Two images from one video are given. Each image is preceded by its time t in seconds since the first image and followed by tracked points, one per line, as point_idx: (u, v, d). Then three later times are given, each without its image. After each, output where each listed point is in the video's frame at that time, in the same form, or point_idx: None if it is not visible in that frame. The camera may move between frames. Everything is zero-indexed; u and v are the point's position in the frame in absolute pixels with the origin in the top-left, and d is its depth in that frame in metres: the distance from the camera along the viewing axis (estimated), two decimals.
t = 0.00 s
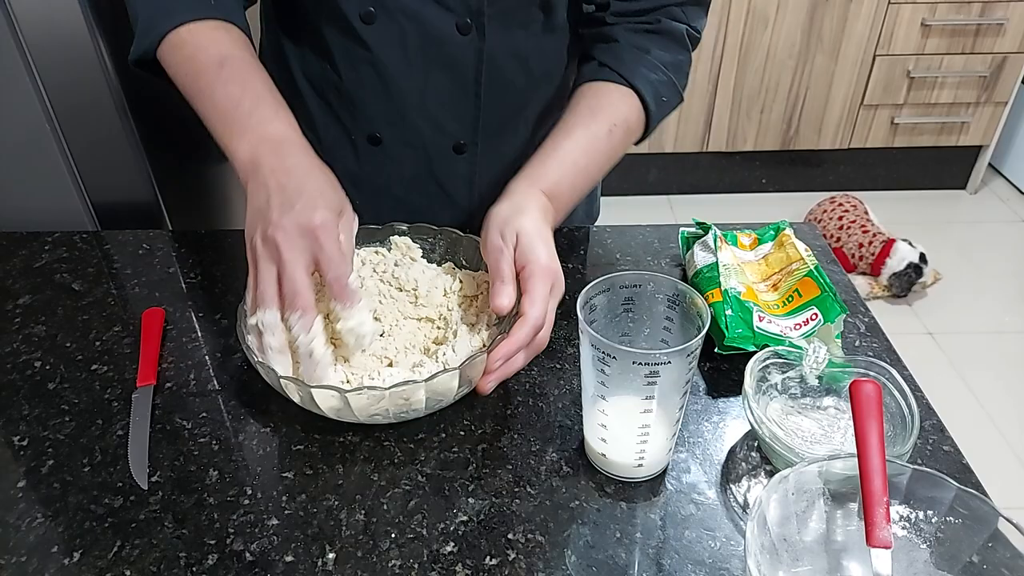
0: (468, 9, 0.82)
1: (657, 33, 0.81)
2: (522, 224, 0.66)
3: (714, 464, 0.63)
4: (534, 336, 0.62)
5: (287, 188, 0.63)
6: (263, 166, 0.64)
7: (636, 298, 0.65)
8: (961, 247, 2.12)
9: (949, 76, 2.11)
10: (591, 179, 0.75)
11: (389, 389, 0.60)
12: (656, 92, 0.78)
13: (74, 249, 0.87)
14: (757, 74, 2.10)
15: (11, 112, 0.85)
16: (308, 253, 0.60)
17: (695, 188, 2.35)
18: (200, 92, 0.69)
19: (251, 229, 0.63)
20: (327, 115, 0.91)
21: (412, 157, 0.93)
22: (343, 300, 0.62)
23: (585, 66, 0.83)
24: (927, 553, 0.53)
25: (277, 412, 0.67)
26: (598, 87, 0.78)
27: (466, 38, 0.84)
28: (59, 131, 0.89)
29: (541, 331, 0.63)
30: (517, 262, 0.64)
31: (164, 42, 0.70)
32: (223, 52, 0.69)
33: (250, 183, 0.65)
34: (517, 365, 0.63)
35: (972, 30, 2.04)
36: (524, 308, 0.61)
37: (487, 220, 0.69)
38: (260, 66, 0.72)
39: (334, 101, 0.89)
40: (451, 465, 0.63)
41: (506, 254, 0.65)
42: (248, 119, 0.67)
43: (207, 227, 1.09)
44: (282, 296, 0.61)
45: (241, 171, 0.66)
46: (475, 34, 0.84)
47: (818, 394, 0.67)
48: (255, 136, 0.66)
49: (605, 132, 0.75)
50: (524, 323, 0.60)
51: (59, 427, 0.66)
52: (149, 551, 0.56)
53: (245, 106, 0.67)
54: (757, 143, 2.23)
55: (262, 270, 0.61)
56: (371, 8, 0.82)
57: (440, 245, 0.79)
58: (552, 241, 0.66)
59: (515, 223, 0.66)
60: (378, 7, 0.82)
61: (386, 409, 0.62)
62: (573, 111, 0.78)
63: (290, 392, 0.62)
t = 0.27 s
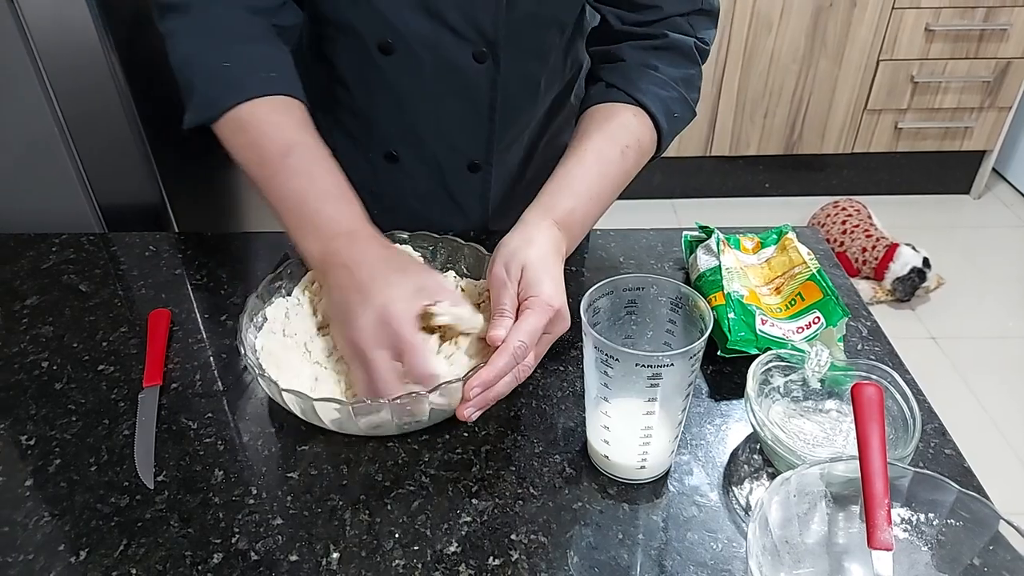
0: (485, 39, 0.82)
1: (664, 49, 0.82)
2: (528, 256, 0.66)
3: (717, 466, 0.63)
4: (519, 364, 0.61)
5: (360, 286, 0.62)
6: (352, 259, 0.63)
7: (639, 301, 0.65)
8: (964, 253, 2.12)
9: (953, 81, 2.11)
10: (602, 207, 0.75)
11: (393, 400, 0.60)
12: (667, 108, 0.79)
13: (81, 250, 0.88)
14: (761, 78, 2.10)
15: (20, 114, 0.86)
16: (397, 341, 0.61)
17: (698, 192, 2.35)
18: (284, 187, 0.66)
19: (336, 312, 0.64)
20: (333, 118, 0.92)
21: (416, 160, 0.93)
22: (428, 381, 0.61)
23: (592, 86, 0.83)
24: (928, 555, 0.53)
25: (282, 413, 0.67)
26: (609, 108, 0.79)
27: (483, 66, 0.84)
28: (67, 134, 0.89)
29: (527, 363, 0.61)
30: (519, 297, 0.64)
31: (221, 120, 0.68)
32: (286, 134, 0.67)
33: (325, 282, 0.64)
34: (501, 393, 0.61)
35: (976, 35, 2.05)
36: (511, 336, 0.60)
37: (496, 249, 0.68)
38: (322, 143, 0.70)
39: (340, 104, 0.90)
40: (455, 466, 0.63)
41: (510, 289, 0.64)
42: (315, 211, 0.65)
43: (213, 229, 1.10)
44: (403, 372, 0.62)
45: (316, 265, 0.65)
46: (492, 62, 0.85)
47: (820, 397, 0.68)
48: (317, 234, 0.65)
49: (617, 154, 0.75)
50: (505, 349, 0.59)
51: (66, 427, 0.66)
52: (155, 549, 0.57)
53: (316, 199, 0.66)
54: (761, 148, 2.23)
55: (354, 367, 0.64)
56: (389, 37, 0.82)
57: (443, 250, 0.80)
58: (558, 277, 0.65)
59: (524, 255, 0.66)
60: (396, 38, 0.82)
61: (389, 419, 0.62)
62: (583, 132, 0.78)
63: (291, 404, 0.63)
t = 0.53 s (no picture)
0: (485, 19, 0.83)
1: (665, 44, 0.82)
2: (531, 255, 0.66)
3: (719, 465, 0.63)
4: (522, 369, 0.61)
5: (365, 201, 0.63)
6: (338, 175, 0.63)
7: (642, 301, 0.65)
8: (966, 253, 2.12)
9: (955, 82, 2.11)
10: (606, 203, 0.75)
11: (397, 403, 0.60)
12: (670, 104, 0.79)
13: (85, 250, 0.88)
14: (763, 79, 2.10)
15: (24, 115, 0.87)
16: (407, 250, 0.63)
17: (700, 193, 2.36)
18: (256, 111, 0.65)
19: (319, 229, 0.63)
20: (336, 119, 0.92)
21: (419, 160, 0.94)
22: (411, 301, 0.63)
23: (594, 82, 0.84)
24: (930, 555, 0.54)
25: (285, 412, 0.68)
26: (613, 104, 0.79)
27: (484, 48, 0.85)
28: (71, 133, 0.90)
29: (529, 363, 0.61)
30: (521, 297, 0.64)
31: (195, 54, 0.65)
32: (257, 52, 0.66)
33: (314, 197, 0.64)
34: (503, 395, 0.61)
35: (978, 36, 2.05)
36: (513, 340, 0.60)
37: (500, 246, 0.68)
38: (289, 59, 0.68)
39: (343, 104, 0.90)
40: (457, 466, 0.63)
41: (513, 288, 0.64)
42: (307, 124, 0.65)
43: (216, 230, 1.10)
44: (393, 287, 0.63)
45: (303, 178, 0.65)
46: (493, 44, 0.85)
47: (822, 397, 0.68)
48: (297, 155, 0.64)
49: (620, 151, 0.75)
50: (507, 353, 0.59)
51: (71, 426, 0.67)
52: (159, 548, 0.57)
53: (296, 116, 0.65)
54: (762, 148, 2.23)
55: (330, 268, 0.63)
56: (389, 18, 0.82)
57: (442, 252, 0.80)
58: (559, 276, 0.65)
59: (526, 254, 0.66)
60: (395, 19, 0.82)
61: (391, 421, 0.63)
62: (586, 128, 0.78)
63: (292, 406, 0.63)
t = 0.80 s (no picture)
0: (484, 22, 0.84)
1: (669, 62, 0.81)
2: (525, 272, 0.66)
3: (718, 463, 0.64)
4: (500, 380, 0.61)
5: (343, 251, 0.66)
6: (317, 223, 0.67)
7: (641, 299, 0.65)
8: (965, 252, 2.12)
9: (954, 81, 2.12)
10: (614, 219, 0.75)
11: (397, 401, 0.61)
12: (674, 120, 0.79)
13: (85, 249, 0.88)
14: (762, 79, 2.10)
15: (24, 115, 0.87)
16: (385, 284, 0.67)
17: (699, 192, 2.36)
18: (239, 136, 0.68)
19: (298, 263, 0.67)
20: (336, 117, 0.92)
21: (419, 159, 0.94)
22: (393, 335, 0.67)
23: (596, 98, 0.82)
24: (929, 552, 0.54)
25: (285, 411, 0.68)
26: (617, 121, 0.78)
27: (482, 50, 0.86)
28: (71, 132, 0.90)
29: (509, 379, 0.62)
30: (513, 310, 0.65)
31: (179, 66, 0.68)
32: (245, 80, 0.69)
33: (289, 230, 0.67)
34: (481, 407, 0.61)
35: (977, 35, 2.05)
36: (489, 350, 0.61)
37: (501, 262, 0.69)
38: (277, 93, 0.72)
39: (343, 103, 0.90)
40: (457, 464, 0.64)
41: (503, 301, 0.65)
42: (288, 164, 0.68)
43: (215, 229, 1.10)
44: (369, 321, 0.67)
45: (283, 217, 0.68)
46: (492, 46, 0.86)
47: (821, 395, 0.68)
48: (278, 200, 0.68)
49: (626, 167, 0.75)
50: (483, 364, 0.60)
51: (71, 425, 0.67)
52: (160, 546, 0.57)
53: (278, 159, 0.68)
54: (762, 148, 2.23)
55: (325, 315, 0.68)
56: (389, 20, 0.83)
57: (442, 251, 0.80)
58: (555, 294, 0.65)
59: (521, 270, 0.66)
60: (396, 21, 0.83)
61: (391, 421, 0.63)
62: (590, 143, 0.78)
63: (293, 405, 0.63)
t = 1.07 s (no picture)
0: (487, 21, 0.83)
1: (663, 45, 0.82)
2: (529, 259, 0.66)
3: (718, 465, 0.64)
4: (529, 363, 0.62)
5: (375, 266, 0.62)
6: (361, 232, 0.63)
7: (642, 301, 0.66)
8: (966, 254, 2.12)
9: (954, 83, 2.12)
10: (603, 202, 0.75)
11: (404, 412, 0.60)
12: (664, 104, 0.80)
13: (87, 251, 0.88)
14: (762, 81, 2.11)
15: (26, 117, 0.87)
16: (419, 313, 0.62)
17: (699, 194, 2.36)
18: (281, 154, 0.65)
19: (338, 282, 0.63)
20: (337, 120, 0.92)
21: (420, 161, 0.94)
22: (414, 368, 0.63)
23: (590, 82, 0.83)
24: (929, 553, 0.54)
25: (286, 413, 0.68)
26: (606, 105, 0.79)
27: (485, 48, 0.85)
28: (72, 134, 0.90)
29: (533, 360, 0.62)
30: (523, 297, 0.65)
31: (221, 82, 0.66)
32: (290, 96, 0.66)
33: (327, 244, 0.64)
34: (512, 392, 0.61)
35: (977, 37, 2.05)
36: (518, 335, 0.61)
37: (498, 253, 0.69)
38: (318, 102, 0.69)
39: (343, 106, 0.90)
40: (458, 465, 0.64)
41: (513, 288, 0.65)
42: (328, 174, 0.65)
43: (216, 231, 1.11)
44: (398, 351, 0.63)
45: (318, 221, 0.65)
46: (494, 45, 0.85)
47: (821, 397, 0.68)
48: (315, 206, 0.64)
49: (614, 153, 0.76)
50: (517, 347, 0.60)
51: (73, 426, 0.67)
52: (161, 547, 0.57)
53: (324, 170, 0.65)
54: (762, 150, 2.23)
55: (353, 331, 0.64)
56: (390, 18, 0.82)
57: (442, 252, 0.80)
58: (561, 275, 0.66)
59: (524, 257, 0.66)
60: (397, 19, 0.82)
61: (399, 433, 0.62)
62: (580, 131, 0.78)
63: (298, 418, 0.62)
